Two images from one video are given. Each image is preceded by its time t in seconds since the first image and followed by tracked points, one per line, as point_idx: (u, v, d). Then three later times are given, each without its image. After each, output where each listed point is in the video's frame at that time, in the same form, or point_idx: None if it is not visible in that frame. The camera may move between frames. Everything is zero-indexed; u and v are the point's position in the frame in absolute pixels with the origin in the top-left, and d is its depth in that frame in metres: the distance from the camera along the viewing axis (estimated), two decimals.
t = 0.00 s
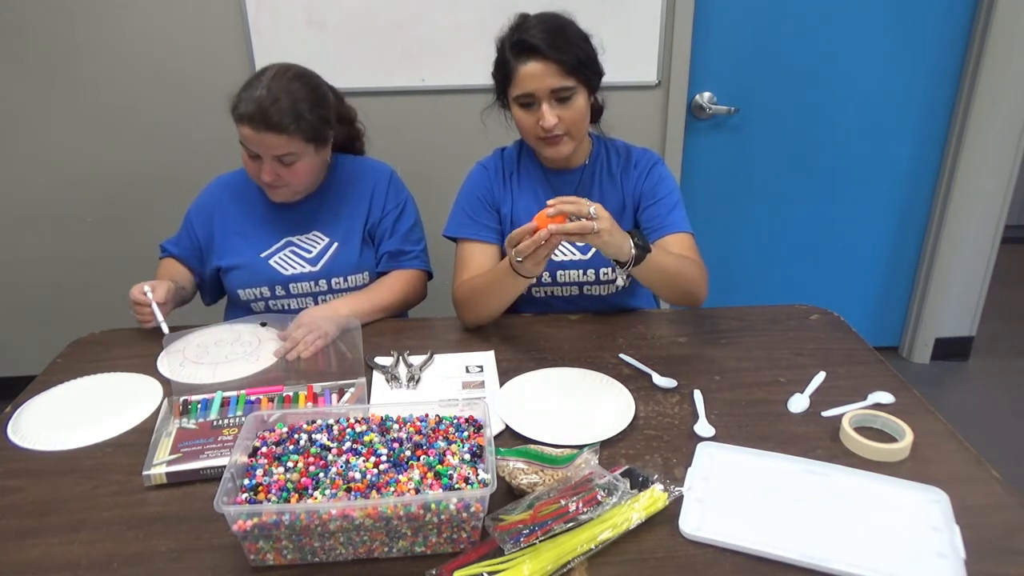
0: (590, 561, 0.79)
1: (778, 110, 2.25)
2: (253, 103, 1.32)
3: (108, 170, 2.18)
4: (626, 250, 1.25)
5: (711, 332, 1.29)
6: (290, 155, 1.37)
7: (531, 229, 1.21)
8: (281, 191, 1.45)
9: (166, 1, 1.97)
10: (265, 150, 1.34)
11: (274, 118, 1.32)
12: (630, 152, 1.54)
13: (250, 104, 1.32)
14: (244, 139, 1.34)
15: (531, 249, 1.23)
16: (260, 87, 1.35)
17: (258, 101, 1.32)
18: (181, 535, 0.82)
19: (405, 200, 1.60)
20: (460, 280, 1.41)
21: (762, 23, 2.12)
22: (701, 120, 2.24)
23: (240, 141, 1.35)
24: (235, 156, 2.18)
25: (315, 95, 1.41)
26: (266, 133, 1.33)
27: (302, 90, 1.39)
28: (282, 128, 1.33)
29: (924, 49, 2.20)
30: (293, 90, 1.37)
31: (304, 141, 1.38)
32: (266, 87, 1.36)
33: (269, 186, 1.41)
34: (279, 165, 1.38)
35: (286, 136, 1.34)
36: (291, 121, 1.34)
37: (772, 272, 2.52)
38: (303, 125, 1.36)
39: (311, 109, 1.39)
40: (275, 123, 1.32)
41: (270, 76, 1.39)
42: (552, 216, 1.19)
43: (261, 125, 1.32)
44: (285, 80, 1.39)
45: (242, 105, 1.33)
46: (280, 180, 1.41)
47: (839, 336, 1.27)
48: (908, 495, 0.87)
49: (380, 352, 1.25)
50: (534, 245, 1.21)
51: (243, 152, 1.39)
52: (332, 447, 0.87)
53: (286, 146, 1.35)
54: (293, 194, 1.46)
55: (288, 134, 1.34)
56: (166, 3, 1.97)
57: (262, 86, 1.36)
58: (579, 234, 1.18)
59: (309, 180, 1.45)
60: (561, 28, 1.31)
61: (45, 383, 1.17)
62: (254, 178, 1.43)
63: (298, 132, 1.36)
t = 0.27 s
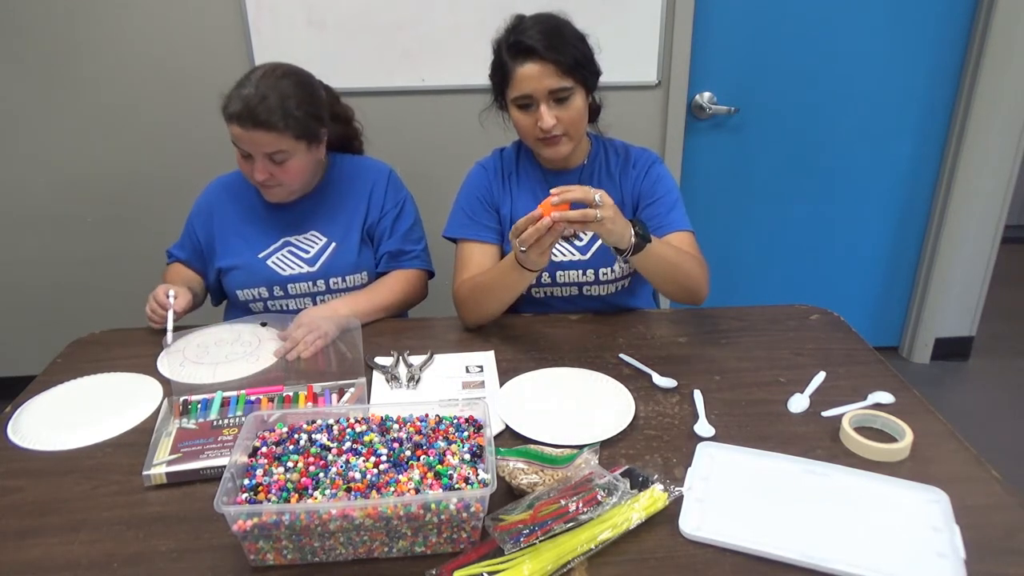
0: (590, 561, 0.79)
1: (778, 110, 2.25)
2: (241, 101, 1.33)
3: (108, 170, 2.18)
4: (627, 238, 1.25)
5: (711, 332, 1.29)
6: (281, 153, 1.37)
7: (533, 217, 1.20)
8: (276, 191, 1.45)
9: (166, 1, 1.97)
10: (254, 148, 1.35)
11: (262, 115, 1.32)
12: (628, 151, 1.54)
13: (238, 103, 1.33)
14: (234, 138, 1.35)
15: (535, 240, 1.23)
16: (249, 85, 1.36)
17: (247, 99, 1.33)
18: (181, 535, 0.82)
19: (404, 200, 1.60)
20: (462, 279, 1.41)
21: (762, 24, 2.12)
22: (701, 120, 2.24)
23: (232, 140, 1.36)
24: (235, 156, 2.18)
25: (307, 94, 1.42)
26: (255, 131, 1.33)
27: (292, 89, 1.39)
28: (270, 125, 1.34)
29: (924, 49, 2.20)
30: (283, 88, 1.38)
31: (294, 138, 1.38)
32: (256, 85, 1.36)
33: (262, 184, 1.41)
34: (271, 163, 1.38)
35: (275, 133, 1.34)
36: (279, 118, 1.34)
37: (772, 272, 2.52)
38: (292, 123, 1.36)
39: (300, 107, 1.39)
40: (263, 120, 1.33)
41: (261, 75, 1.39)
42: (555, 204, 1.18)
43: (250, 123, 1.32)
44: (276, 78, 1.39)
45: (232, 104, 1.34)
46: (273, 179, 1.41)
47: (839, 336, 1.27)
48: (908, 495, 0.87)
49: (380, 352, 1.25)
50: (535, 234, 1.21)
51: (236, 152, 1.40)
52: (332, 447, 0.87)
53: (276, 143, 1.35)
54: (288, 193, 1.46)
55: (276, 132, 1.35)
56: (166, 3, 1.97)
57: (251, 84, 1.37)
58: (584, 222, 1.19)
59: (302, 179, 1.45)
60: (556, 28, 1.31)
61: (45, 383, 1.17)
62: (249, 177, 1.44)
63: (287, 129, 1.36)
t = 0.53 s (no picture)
0: (590, 561, 0.79)
1: (778, 110, 2.25)
2: (240, 100, 1.33)
3: (108, 170, 2.18)
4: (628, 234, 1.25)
5: (710, 332, 1.29)
6: (280, 151, 1.37)
7: (535, 222, 1.20)
8: (277, 190, 1.45)
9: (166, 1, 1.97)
10: (253, 146, 1.35)
11: (261, 113, 1.32)
12: (627, 150, 1.53)
13: (237, 101, 1.33)
14: (233, 136, 1.35)
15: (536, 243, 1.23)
16: (247, 83, 1.36)
17: (246, 97, 1.33)
18: (181, 535, 0.82)
19: (404, 199, 1.60)
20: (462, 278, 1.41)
21: (762, 24, 2.12)
22: (701, 120, 2.24)
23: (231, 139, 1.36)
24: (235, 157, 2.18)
25: (306, 93, 1.42)
26: (254, 129, 1.33)
27: (289, 86, 1.39)
28: (268, 123, 1.33)
29: (924, 49, 2.20)
30: (280, 86, 1.38)
31: (293, 136, 1.38)
32: (254, 83, 1.37)
33: (262, 183, 1.41)
34: (270, 162, 1.38)
35: (274, 131, 1.34)
36: (278, 116, 1.34)
37: (773, 272, 2.51)
38: (291, 121, 1.36)
39: (298, 105, 1.39)
40: (261, 118, 1.32)
41: (258, 73, 1.39)
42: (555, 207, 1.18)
43: (248, 121, 1.32)
44: (273, 76, 1.39)
45: (230, 103, 1.34)
46: (273, 177, 1.40)
47: (839, 336, 1.27)
48: (908, 496, 0.87)
49: (380, 352, 1.25)
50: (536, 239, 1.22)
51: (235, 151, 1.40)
52: (332, 447, 0.87)
53: (275, 141, 1.35)
54: (288, 192, 1.46)
55: (275, 129, 1.35)
56: (166, 3, 1.97)
57: (249, 82, 1.37)
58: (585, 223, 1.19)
59: (302, 177, 1.45)
60: (554, 28, 1.31)
61: (45, 383, 1.17)
62: (248, 176, 1.44)
63: (286, 127, 1.36)
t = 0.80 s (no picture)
0: (590, 561, 0.79)
1: (778, 110, 2.25)
2: (240, 99, 1.33)
3: (108, 170, 2.18)
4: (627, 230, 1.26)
5: (710, 332, 1.29)
6: (281, 150, 1.37)
7: (535, 224, 1.21)
8: (278, 190, 1.45)
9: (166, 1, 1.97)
10: (254, 145, 1.35)
11: (261, 112, 1.32)
12: (627, 149, 1.53)
13: (238, 100, 1.33)
14: (234, 136, 1.35)
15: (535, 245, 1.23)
16: (247, 84, 1.36)
17: (246, 97, 1.33)
18: (181, 535, 0.82)
19: (405, 199, 1.60)
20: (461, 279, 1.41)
21: (762, 24, 2.12)
22: (701, 120, 2.24)
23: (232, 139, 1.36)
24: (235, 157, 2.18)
25: (306, 93, 1.42)
26: (254, 129, 1.33)
27: (290, 86, 1.39)
28: (269, 122, 1.33)
29: (924, 49, 2.20)
30: (281, 86, 1.38)
31: (294, 135, 1.38)
32: (254, 83, 1.36)
33: (263, 183, 1.41)
34: (271, 162, 1.38)
35: (274, 130, 1.34)
36: (278, 116, 1.34)
37: (773, 272, 2.51)
38: (291, 120, 1.36)
39: (299, 104, 1.39)
40: (262, 117, 1.32)
41: (259, 73, 1.39)
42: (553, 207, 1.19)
43: (249, 120, 1.32)
44: (273, 76, 1.39)
45: (231, 102, 1.34)
46: (274, 177, 1.40)
47: (839, 336, 1.27)
48: (908, 496, 0.87)
49: (380, 352, 1.25)
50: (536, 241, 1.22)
51: (236, 151, 1.40)
52: (332, 447, 0.87)
53: (276, 140, 1.35)
54: (288, 191, 1.46)
55: (276, 129, 1.34)
56: (166, 3, 1.97)
57: (249, 83, 1.36)
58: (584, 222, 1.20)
59: (303, 177, 1.45)
60: (552, 27, 1.31)
61: (45, 383, 1.17)
62: (249, 176, 1.44)
63: (287, 126, 1.36)
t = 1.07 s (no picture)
0: (590, 561, 0.79)
1: (778, 110, 2.25)
2: (246, 100, 1.32)
3: (108, 170, 2.18)
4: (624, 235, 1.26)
5: (710, 332, 1.29)
6: (287, 149, 1.37)
7: (537, 222, 1.21)
8: (282, 189, 1.45)
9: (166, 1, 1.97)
10: (260, 145, 1.34)
11: (268, 112, 1.32)
12: (626, 148, 1.53)
13: (244, 101, 1.32)
14: (241, 137, 1.34)
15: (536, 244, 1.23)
16: (251, 84, 1.35)
17: (251, 97, 1.32)
18: (181, 535, 0.82)
19: (405, 199, 1.60)
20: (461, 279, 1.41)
21: (762, 24, 2.12)
22: (701, 120, 2.24)
23: (238, 140, 1.35)
24: (235, 157, 2.18)
25: (307, 91, 1.41)
26: (260, 129, 1.32)
27: (293, 84, 1.38)
28: (276, 121, 1.33)
29: (924, 50, 2.20)
30: (284, 85, 1.37)
31: (301, 133, 1.38)
32: (255, 83, 1.36)
33: (268, 183, 1.41)
34: (278, 161, 1.38)
35: (282, 129, 1.34)
36: (285, 114, 1.34)
37: (773, 272, 2.51)
38: (296, 119, 1.36)
39: (303, 102, 1.39)
40: (268, 117, 1.32)
41: (259, 74, 1.39)
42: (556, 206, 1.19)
43: (255, 120, 1.31)
44: (274, 76, 1.39)
45: (237, 103, 1.32)
46: (280, 176, 1.40)
47: (839, 336, 1.27)
48: (908, 495, 0.87)
49: (380, 352, 1.25)
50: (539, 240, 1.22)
51: (241, 152, 1.39)
52: (332, 447, 0.87)
53: (283, 139, 1.35)
54: (291, 190, 1.46)
55: (284, 127, 1.34)
56: (166, 3, 1.97)
57: (252, 83, 1.36)
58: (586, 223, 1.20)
59: (307, 174, 1.45)
60: (548, 26, 1.31)
61: (45, 383, 1.17)
62: (253, 176, 1.43)
63: (294, 124, 1.36)
